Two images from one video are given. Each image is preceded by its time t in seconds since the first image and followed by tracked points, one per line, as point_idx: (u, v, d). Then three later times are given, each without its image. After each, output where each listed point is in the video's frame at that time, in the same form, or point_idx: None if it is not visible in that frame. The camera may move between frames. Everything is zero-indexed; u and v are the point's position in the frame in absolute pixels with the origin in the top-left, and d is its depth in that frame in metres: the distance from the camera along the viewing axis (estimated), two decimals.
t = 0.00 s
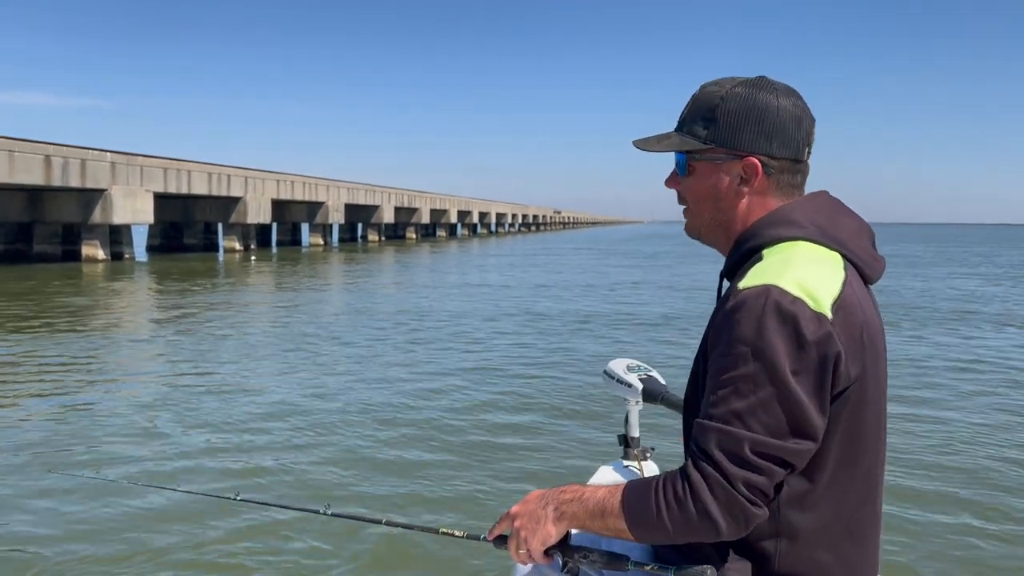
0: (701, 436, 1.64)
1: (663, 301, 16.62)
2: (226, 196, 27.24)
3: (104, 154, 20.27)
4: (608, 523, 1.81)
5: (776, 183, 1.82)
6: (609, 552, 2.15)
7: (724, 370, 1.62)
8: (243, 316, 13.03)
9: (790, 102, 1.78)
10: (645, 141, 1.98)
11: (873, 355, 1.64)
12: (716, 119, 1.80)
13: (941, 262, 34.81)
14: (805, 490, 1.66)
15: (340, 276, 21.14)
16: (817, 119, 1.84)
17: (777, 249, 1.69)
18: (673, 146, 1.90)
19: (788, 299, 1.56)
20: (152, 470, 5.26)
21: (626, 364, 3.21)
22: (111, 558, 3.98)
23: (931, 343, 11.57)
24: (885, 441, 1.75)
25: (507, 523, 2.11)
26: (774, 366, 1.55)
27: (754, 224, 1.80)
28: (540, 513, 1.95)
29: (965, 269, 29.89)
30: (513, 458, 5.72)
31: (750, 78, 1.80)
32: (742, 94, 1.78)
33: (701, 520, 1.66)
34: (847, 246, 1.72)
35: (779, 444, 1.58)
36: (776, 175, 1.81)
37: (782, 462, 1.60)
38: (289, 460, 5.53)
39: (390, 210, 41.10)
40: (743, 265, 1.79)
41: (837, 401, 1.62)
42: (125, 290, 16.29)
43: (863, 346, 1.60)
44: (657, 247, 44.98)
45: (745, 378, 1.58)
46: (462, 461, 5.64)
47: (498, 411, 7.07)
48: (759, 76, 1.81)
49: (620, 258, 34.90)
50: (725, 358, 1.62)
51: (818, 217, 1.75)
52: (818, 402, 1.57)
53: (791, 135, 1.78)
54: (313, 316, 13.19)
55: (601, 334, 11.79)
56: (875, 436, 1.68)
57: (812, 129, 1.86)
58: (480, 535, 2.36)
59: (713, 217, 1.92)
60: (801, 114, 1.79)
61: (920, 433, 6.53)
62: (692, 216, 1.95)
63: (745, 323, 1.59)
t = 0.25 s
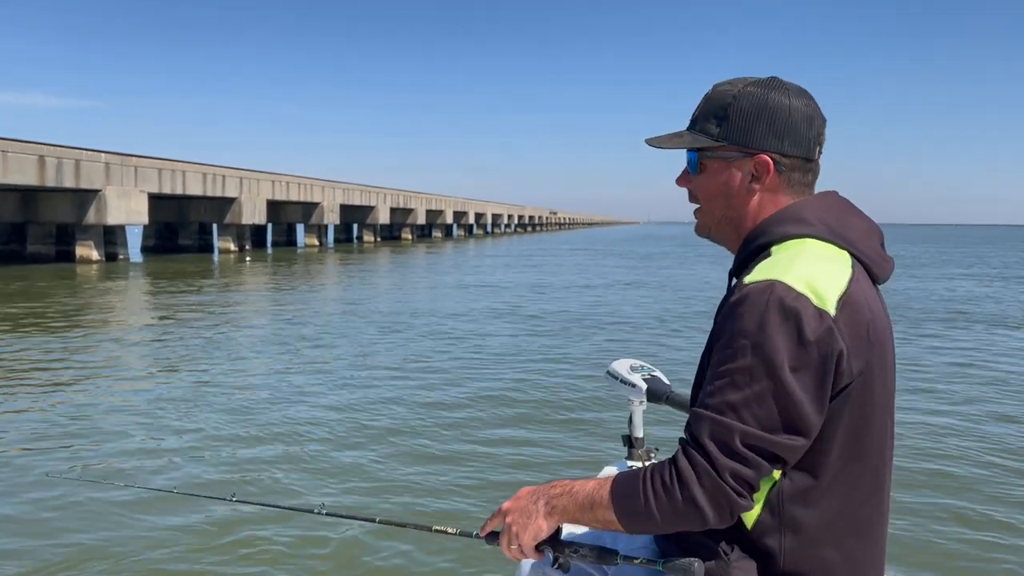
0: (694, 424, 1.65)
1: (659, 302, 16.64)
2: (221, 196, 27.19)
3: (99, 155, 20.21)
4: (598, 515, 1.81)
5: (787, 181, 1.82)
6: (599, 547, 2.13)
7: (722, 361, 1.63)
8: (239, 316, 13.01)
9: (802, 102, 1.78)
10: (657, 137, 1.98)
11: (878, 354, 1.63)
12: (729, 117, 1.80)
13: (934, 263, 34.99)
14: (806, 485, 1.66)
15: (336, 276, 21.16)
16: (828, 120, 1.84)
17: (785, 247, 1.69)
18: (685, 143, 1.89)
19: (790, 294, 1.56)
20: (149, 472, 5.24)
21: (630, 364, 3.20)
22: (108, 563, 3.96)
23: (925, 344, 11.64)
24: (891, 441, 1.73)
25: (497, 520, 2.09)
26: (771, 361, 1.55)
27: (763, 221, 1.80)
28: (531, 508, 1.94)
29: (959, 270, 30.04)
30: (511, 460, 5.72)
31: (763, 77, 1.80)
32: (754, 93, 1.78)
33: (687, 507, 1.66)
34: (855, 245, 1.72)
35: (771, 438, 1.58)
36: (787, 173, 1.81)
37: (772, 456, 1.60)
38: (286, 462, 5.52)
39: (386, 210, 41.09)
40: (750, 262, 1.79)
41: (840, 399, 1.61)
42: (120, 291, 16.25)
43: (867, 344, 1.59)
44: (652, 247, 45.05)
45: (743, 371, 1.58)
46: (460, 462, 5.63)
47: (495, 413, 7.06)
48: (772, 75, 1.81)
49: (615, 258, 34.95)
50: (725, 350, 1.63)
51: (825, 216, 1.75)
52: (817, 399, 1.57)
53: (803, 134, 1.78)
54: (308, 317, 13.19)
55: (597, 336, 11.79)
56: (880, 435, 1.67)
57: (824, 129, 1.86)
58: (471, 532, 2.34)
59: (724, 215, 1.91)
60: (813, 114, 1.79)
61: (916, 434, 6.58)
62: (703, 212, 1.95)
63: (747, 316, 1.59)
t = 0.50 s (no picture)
0: (676, 409, 1.72)
1: (655, 302, 16.65)
2: (216, 197, 27.15)
3: (93, 156, 20.15)
4: (576, 497, 1.88)
5: (796, 178, 1.82)
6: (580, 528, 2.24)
7: (714, 350, 1.68)
8: (234, 317, 13.01)
9: (812, 100, 1.79)
10: (666, 133, 1.99)
11: (880, 353, 1.62)
12: (739, 114, 1.81)
13: (929, 263, 35.07)
14: (801, 479, 1.67)
15: (331, 277, 21.15)
16: (838, 117, 1.85)
17: (790, 243, 1.71)
18: (694, 139, 1.90)
19: (783, 287, 1.60)
20: (146, 472, 5.24)
21: (637, 361, 3.18)
22: (106, 560, 3.97)
23: (921, 344, 11.68)
24: (900, 443, 1.72)
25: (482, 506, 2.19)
26: (757, 352, 1.60)
27: (770, 217, 1.82)
28: (514, 492, 2.04)
29: (953, 270, 30.12)
30: (508, 459, 5.72)
31: (773, 74, 1.81)
32: (766, 89, 1.79)
33: (659, 488, 1.73)
34: (861, 242, 1.72)
35: (748, 427, 1.63)
36: (797, 169, 1.82)
37: (749, 448, 1.65)
38: (283, 462, 5.52)
39: (381, 211, 41.05)
40: (755, 258, 1.81)
41: (838, 395, 1.62)
42: (115, 292, 16.22)
43: (865, 340, 1.60)
44: (647, 248, 45.07)
45: (729, 360, 1.63)
46: (458, 462, 5.63)
47: (492, 413, 7.06)
48: (782, 72, 1.82)
49: (612, 258, 34.97)
50: (718, 340, 1.68)
51: (832, 212, 1.76)
52: (802, 393, 1.60)
53: (812, 131, 1.79)
54: (304, 317, 13.19)
55: (593, 336, 11.80)
56: (881, 435, 1.67)
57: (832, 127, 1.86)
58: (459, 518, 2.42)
59: (731, 210, 1.92)
60: (822, 112, 1.80)
61: (913, 433, 6.62)
62: (710, 208, 1.96)
63: (741, 308, 1.64)
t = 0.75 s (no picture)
0: (661, 390, 1.77)
1: (652, 302, 16.66)
2: (212, 197, 27.10)
3: (88, 156, 20.11)
4: (558, 475, 1.96)
5: (804, 174, 1.82)
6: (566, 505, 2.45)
7: (706, 337, 1.71)
8: (232, 317, 13.00)
9: (820, 96, 1.80)
10: (675, 128, 1.99)
11: (879, 350, 1.63)
12: (748, 109, 1.81)
13: (925, 263, 35.16)
14: (800, 473, 1.68)
15: (328, 277, 21.15)
16: (846, 113, 1.85)
17: (794, 237, 1.72)
18: (703, 134, 1.89)
19: (778, 281, 1.62)
20: (144, 472, 5.23)
21: (643, 359, 3.25)
22: (105, 562, 3.96)
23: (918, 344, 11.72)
24: (903, 440, 1.71)
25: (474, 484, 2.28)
26: (745, 340, 1.63)
27: (776, 213, 1.82)
28: (502, 470, 2.12)
29: (950, 270, 30.19)
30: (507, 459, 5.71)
31: (782, 70, 1.81)
32: (774, 85, 1.79)
33: (635, 464, 1.79)
34: (867, 237, 1.72)
35: (726, 412, 1.66)
36: (805, 165, 1.81)
37: (728, 434, 1.68)
38: (283, 462, 5.52)
39: (378, 211, 41.03)
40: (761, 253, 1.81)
41: (835, 387, 1.63)
42: (111, 292, 16.19)
43: (863, 336, 1.61)
44: (644, 248, 45.09)
45: (716, 346, 1.67)
46: (456, 462, 5.63)
47: (491, 413, 7.07)
48: (792, 68, 1.82)
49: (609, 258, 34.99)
50: (710, 328, 1.71)
51: (839, 208, 1.76)
52: (788, 386, 1.62)
53: (821, 127, 1.79)
54: (302, 317, 13.20)
55: (590, 336, 11.81)
56: (883, 430, 1.66)
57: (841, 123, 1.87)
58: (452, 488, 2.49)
59: (739, 207, 1.92)
60: (832, 108, 1.80)
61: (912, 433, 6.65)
62: (718, 203, 1.96)
63: (733, 297, 1.67)
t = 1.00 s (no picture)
0: (651, 363, 1.83)
1: (651, 301, 16.66)
2: (208, 197, 27.06)
3: (84, 156, 20.07)
4: (550, 437, 2.05)
5: (820, 170, 1.82)
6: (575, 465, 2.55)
7: (700, 320, 1.76)
8: (230, 317, 13.01)
9: (839, 92, 1.79)
10: (692, 122, 1.98)
11: (877, 344, 1.63)
12: (766, 104, 1.80)
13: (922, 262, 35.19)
14: (798, 465, 1.68)
15: (325, 277, 21.13)
16: (865, 113, 1.84)
17: (805, 232, 1.72)
18: (721, 128, 1.89)
19: (771, 272, 1.64)
20: (144, 473, 5.23)
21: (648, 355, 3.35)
22: (105, 564, 3.97)
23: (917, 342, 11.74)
24: (906, 436, 1.70)
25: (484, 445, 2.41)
26: (733, 326, 1.66)
27: (790, 208, 1.82)
28: (504, 433, 2.23)
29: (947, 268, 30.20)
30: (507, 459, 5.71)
31: (803, 66, 1.81)
32: (795, 81, 1.78)
33: (612, 430, 1.86)
34: (877, 234, 1.72)
35: (704, 390, 1.71)
36: (821, 162, 1.81)
37: (708, 414, 1.73)
38: (284, 462, 5.53)
39: (375, 210, 40.99)
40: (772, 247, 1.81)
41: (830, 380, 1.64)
42: (108, 292, 16.17)
43: (859, 330, 1.61)
44: (642, 247, 45.07)
45: (706, 327, 1.72)
46: (457, 463, 5.63)
47: (491, 412, 7.08)
48: (812, 65, 1.82)
49: (607, 258, 34.98)
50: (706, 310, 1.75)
51: (853, 204, 1.76)
52: (774, 373, 1.64)
53: (840, 123, 1.78)
54: (300, 317, 13.20)
55: (589, 335, 11.80)
56: (880, 424, 1.66)
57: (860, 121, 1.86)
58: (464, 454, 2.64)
59: (754, 202, 1.91)
60: (851, 105, 1.79)
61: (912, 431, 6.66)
62: (733, 198, 1.95)
63: (730, 282, 1.70)
